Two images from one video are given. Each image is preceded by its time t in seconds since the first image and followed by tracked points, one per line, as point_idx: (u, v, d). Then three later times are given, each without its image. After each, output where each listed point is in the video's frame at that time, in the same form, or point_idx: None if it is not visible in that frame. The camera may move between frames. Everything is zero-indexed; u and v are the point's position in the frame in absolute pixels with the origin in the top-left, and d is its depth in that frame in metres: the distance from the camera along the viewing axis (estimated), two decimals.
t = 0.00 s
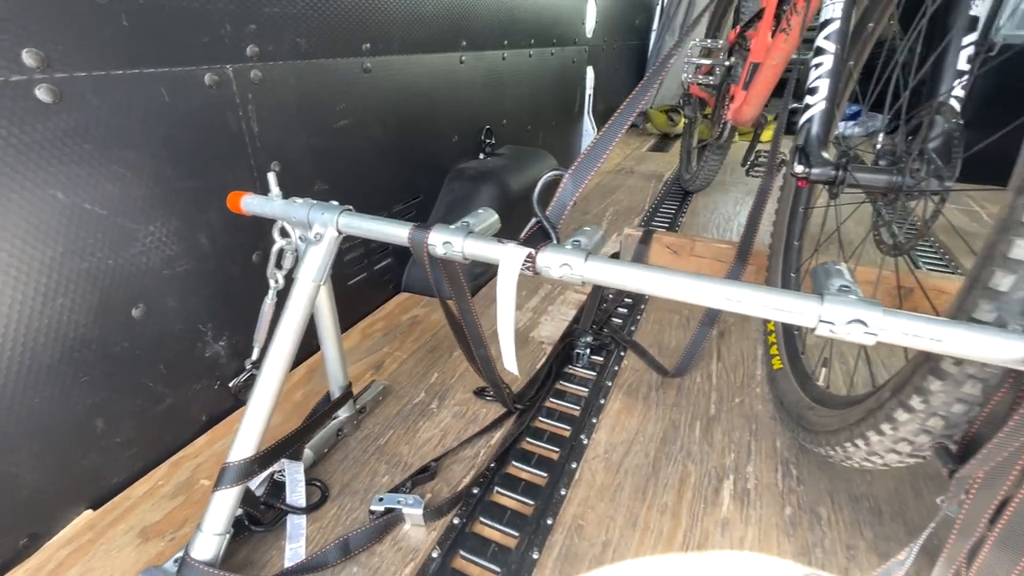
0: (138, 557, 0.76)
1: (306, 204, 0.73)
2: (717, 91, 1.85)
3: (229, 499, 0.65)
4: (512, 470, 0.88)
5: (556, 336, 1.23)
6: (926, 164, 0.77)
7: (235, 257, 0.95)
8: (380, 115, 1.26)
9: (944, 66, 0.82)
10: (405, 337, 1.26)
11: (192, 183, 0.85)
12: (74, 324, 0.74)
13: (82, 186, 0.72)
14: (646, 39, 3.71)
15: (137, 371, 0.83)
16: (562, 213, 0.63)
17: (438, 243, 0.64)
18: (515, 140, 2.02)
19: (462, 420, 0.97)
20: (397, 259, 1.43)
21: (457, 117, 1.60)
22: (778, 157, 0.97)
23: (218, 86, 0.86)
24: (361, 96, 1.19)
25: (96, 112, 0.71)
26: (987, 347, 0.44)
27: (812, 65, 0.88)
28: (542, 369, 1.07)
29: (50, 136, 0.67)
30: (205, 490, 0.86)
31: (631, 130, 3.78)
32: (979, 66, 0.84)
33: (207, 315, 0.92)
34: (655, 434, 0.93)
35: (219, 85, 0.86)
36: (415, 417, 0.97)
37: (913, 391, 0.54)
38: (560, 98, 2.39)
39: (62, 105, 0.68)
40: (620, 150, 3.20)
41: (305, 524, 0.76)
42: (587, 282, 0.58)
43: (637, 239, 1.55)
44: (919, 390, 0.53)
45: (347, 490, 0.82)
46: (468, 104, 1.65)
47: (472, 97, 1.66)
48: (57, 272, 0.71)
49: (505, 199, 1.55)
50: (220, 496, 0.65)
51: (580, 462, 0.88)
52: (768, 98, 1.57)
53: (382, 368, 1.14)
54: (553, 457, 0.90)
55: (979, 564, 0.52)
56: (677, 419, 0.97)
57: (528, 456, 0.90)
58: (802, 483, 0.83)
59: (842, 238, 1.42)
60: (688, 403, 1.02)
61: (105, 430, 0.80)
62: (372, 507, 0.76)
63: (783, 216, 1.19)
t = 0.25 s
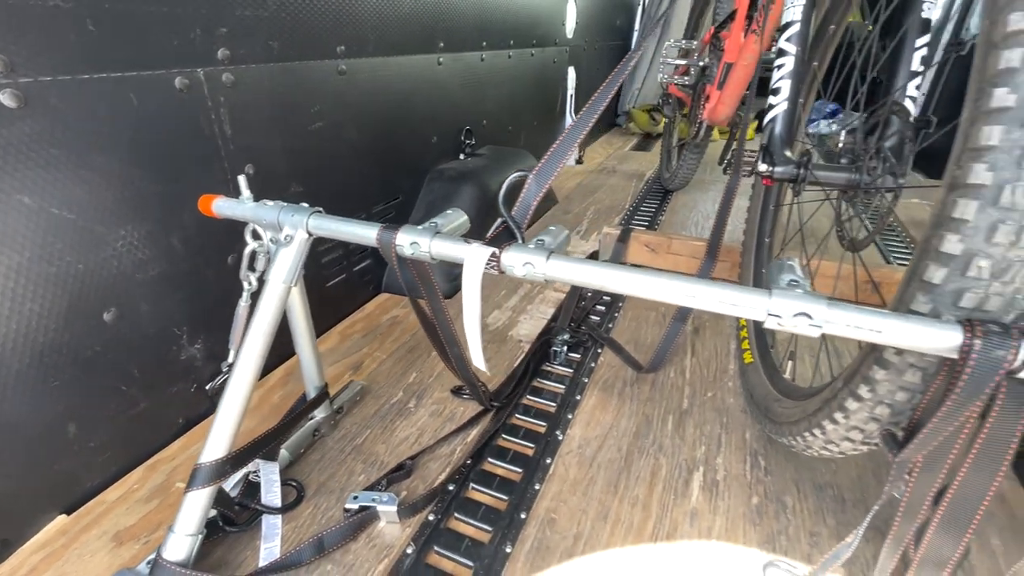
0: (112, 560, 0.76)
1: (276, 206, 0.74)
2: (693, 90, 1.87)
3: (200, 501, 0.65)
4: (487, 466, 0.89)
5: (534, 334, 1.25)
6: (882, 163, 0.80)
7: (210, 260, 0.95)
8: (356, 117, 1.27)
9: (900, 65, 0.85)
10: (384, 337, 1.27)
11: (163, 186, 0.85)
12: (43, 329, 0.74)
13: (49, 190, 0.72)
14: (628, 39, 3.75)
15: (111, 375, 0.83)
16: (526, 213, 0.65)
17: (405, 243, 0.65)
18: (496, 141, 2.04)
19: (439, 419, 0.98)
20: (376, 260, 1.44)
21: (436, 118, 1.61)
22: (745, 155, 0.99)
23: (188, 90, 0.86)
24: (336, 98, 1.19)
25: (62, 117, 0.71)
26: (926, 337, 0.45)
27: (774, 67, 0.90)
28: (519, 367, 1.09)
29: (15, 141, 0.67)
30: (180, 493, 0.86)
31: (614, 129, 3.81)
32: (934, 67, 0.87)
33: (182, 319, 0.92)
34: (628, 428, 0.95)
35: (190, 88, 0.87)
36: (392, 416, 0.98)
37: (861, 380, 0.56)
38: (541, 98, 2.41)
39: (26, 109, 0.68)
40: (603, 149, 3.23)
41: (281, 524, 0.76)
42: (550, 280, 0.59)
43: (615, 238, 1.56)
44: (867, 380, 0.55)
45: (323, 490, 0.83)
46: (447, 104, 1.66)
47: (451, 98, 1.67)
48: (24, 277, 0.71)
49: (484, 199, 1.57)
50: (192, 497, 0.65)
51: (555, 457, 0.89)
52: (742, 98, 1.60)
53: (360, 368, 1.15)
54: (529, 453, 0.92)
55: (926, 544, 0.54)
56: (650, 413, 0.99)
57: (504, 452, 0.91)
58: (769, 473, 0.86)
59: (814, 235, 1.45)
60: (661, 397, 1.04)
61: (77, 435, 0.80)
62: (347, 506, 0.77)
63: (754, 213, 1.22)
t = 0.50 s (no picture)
0: (81, 565, 0.76)
1: (242, 209, 0.74)
2: (666, 90, 1.90)
3: (168, 502, 0.66)
4: (460, 463, 0.90)
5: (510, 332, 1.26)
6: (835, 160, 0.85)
7: (180, 263, 0.95)
8: (329, 118, 1.27)
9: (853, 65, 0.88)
10: (361, 338, 1.27)
11: (129, 191, 0.85)
12: (6, 335, 0.74)
13: (9, 195, 0.72)
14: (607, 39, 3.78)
15: (78, 380, 0.83)
16: (487, 213, 0.66)
17: (369, 244, 0.66)
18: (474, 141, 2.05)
19: (413, 417, 0.99)
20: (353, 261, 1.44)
21: (411, 119, 1.62)
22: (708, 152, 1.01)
23: (154, 93, 0.86)
24: (308, 100, 1.20)
25: (22, 122, 0.71)
26: (858, 326, 0.48)
27: (733, 67, 0.93)
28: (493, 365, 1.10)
29: None
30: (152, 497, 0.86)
31: (595, 128, 3.84)
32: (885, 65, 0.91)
33: (152, 322, 0.92)
34: (599, 422, 0.97)
35: (155, 92, 0.86)
36: (366, 415, 0.99)
37: (807, 368, 0.58)
38: (519, 98, 2.43)
39: None
40: (583, 148, 3.26)
41: (253, 524, 0.77)
42: (509, 278, 0.61)
43: (591, 236, 1.58)
44: (812, 368, 0.57)
45: (295, 490, 0.83)
46: (423, 105, 1.66)
47: (426, 99, 1.68)
48: None
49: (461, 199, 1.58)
50: (161, 499, 0.65)
51: (526, 452, 0.91)
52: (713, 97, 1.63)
53: (336, 368, 1.16)
54: (501, 448, 0.93)
55: (870, 524, 0.57)
56: (621, 407, 1.02)
57: (477, 449, 0.93)
58: (734, 463, 0.88)
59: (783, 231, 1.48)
60: (632, 392, 1.06)
61: (45, 441, 0.80)
62: (318, 504, 0.78)
63: (722, 210, 1.25)
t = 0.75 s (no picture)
0: (53, 570, 0.75)
1: (211, 211, 0.74)
2: (643, 89, 1.92)
3: (138, 505, 0.66)
4: (437, 460, 0.91)
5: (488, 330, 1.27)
6: (794, 157, 0.85)
7: (152, 266, 0.95)
8: (304, 119, 1.27)
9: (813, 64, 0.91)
10: (340, 338, 1.27)
11: (98, 193, 0.85)
12: None
13: None
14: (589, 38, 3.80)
15: (48, 385, 0.82)
16: (454, 212, 0.67)
17: (337, 244, 0.66)
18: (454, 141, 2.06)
19: (391, 416, 1.00)
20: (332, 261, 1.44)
21: (389, 119, 1.62)
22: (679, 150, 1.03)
23: (121, 95, 0.86)
24: (282, 101, 1.19)
25: None
26: (805, 318, 0.49)
27: (700, 67, 0.95)
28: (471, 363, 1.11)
29: None
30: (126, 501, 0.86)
31: (578, 127, 3.86)
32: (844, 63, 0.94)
33: (124, 326, 0.92)
34: (574, 417, 0.99)
35: (123, 94, 0.86)
36: (343, 415, 1.00)
37: (764, 359, 0.60)
38: (500, 98, 2.44)
39: None
40: (566, 147, 3.28)
41: (227, 525, 0.77)
42: (474, 275, 0.62)
43: (570, 234, 1.60)
44: (768, 359, 0.59)
45: (271, 490, 0.83)
46: (401, 105, 1.67)
47: (404, 99, 1.68)
48: None
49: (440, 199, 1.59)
50: (130, 501, 0.66)
51: (502, 448, 0.92)
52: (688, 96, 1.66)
53: (314, 369, 1.16)
54: (478, 445, 0.95)
55: (826, 509, 0.59)
56: (596, 402, 1.03)
57: (453, 446, 0.94)
58: (704, 454, 0.90)
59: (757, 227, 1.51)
60: (608, 387, 1.08)
61: (14, 446, 0.79)
62: (292, 504, 0.78)
63: (695, 207, 1.27)
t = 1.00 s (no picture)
0: None
1: (173, 215, 0.74)
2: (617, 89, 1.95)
3: (100, 512, 0.66)
4: (409, 459, 0.92)
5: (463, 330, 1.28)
6: (751, 156, 0.87)
7: (118, 271, 0.94)
8: (275, 121, 1.26)
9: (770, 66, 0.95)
10: (314, 340, 1.27)
11: (59, 198, 0.84)
12: None
13: None
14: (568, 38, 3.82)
15: (10, 393, 0.81)
16: (415, 213, 0.68)
17: (299, 246, 0.67)
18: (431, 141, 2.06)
19: (363, 417, 1.00)
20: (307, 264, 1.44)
21: (363, 120, 1.62)
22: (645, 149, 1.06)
23: (82, 99, 0.85)
24: (252, 103, 1.19)
25: None
26: (750, 313, 0.51)
27: (662, 68, 0.98)
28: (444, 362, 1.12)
29: None
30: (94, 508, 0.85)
31: (558, 126, 3.88)
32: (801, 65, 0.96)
33: (90, 332, 0.91)
34: (545, 414, 1.00)
35: (83, 98, 0.85)
36: (316, 417, 1.00)
37: (716, 354, 0.62)
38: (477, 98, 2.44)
39: None
40: (546, 146, 3.30)
41: (196, 529, 0.77)
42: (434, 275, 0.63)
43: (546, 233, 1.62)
44: (719, 353, 0.61)
45: (241, 493, 0.84)
46: (375, 106, 1.67)
47: (379, 100, 1.68)
48: None
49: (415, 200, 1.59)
50: (92, 508, 0.65)
51: (473, 446, 0.93)
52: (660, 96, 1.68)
53: (288, 372, 1.16)
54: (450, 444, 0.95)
55: (777, 497, 0.61)
56: (568, 399, 1.05)
57: (425, 445, 0.95)
58: (671, 447, 0.92)
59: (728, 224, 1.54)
60: (579, 383, 1.09)
61: None
62: (261, 506, 0.79)
63: (665, 205, 1.29)
